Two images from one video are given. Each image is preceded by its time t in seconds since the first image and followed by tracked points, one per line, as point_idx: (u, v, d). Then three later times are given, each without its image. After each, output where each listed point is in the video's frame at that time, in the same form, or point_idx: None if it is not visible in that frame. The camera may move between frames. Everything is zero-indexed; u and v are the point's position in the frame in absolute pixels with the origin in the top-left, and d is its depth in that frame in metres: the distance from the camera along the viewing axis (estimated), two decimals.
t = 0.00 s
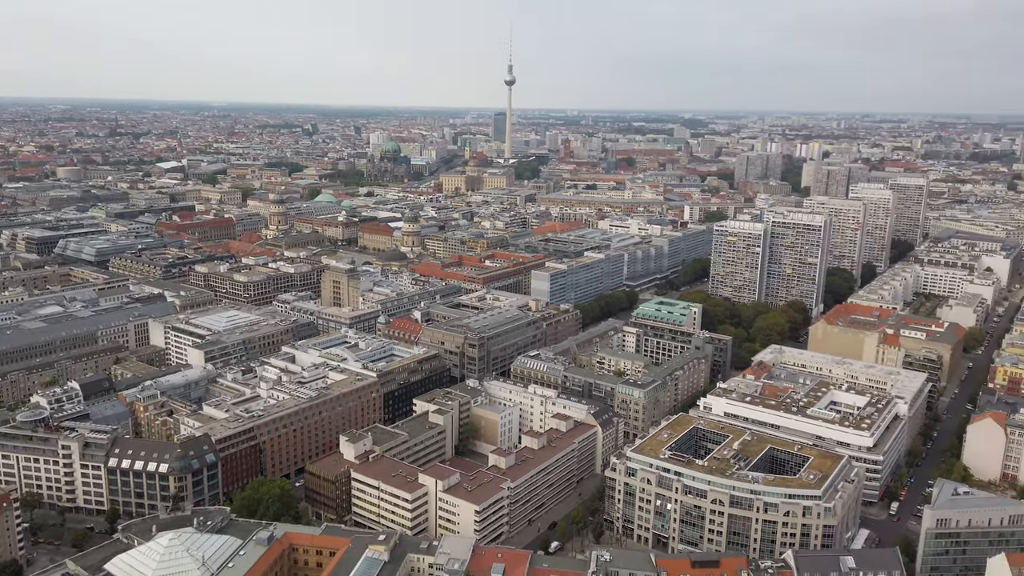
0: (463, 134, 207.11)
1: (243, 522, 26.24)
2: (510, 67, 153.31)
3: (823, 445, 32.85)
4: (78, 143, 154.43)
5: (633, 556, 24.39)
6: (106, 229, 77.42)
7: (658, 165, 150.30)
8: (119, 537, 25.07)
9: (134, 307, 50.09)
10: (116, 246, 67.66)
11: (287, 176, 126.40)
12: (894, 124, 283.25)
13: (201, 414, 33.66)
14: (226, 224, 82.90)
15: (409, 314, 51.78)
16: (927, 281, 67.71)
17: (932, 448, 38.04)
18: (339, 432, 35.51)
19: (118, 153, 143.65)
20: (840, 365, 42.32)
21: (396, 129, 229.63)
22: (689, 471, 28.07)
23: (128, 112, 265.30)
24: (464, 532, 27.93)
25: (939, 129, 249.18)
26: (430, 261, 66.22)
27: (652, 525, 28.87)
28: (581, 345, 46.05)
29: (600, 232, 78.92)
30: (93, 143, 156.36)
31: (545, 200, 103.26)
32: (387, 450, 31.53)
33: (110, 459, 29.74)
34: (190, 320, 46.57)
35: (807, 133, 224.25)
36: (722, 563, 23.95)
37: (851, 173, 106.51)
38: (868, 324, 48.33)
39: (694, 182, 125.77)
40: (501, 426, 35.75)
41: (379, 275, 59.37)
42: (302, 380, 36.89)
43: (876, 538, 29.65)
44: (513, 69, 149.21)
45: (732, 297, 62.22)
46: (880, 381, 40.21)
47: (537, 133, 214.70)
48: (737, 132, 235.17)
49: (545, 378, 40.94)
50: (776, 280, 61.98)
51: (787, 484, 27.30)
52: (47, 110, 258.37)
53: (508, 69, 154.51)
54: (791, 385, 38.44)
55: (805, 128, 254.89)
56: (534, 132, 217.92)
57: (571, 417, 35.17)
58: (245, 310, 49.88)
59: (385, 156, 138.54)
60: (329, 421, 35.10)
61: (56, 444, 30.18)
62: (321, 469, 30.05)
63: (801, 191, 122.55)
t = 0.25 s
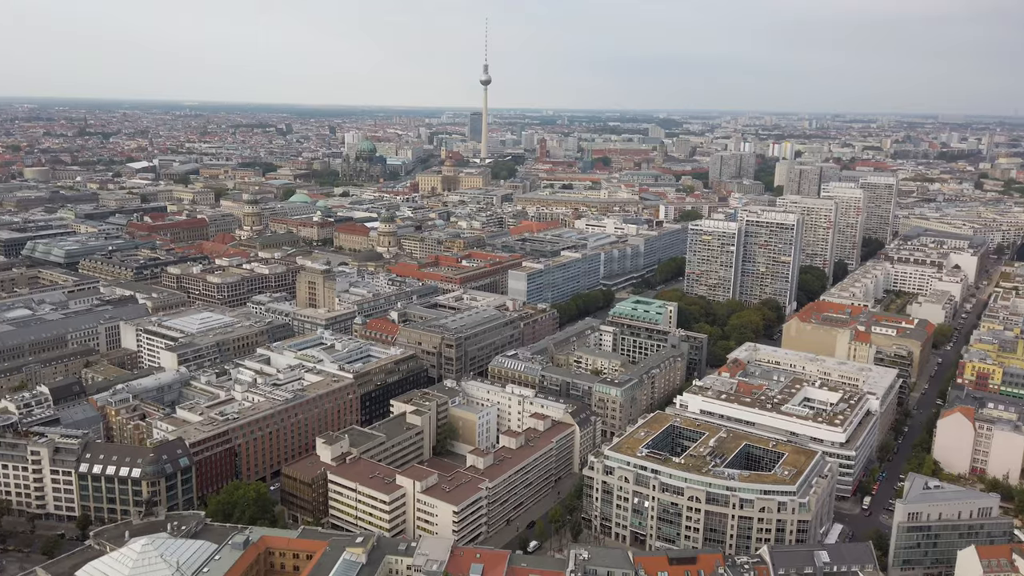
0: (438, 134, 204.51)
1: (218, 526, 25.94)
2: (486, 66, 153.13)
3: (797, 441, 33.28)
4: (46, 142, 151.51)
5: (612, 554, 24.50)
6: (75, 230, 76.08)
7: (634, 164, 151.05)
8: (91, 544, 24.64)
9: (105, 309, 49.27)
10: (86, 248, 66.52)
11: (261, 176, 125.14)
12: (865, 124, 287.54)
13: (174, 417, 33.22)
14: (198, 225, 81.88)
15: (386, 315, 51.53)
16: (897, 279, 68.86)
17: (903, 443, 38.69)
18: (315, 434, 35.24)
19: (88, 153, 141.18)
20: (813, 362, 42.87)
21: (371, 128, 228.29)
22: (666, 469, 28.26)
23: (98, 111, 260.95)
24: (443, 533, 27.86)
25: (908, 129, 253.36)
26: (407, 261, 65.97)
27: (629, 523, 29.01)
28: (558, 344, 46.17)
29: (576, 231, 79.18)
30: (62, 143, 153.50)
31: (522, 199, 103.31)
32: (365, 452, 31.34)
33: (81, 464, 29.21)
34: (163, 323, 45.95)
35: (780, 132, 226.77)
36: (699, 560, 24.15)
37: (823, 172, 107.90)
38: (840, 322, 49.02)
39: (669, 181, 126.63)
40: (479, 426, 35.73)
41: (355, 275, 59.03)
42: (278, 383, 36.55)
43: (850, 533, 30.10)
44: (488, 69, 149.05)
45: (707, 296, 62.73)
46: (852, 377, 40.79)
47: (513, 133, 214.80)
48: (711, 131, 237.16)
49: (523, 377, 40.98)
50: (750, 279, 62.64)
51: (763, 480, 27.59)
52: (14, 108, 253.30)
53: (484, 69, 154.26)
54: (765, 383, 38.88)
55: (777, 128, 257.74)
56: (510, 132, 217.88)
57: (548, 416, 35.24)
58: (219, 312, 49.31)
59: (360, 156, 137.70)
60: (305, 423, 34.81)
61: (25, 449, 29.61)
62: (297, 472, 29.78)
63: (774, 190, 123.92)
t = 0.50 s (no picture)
0: (414, 134, 201.59)
1: (194, 531, 25.64)
2: (463, 65, 152.78)
3: (773, 438, 33.64)
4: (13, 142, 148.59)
5: (591, 552, 24.60)
6: (45, 231, 74.72)
7: (611, 164, 151.70)
8: (63, 550, 24.26)
9: (76, 312, 48.46)
10: (56, 250, 65.37)
11: (236, 176, 123.83)
12: (837, 123, 291.36)
13: (149, 421, 32.75)
14: (172, 226, 80.87)
15: (363, 316, 51.26)
16: (870, 277, 69.89)
17: (877, 439, 39.27)
18: (293, 437, 34.97)
19: (57, 153, 138.71)
20: (788, 360, 43.34)
21: (347, 128, 226.81)
22: (645, 467, 28.42)
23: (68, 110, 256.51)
24: (422, 534, 27.78)
25: (879, 129, 257.18)
26: (384, 262, 65.67)
27: (608, 521, 29.12)
28: (536, 343, 46.22)
29: (554, 230, 79.37)
30: (30, 143, 150.61)
31: (499, 199, 103.31)
32: (343, 453, 31.13)
33: (53, 470, 28.70)
34: (135, 325, 45.31)
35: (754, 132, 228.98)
36: (678, 557, 24.34)
37: (796, 172, 109.18)
38: (814, 319, 49.63)
39: (645, 181, 127.38)
40: (458, 427, 35.69)
41: (332, 276, 58.67)
42: (254, 385, 36.18)
43: (825, 528, 30.50)
44: (464, 68, 148.77)
45: (684, 294, 63.15)
46: (827, 374, 41.30)
47: (490, 132, 214.69)
48: (687, 132, 238.75)
49: (501, 377, 40.96)
50: (726, 277, 63.24)
51: (740, 476, 27.86)
52: None
53: (460, 68, 153.88)
54: (741, 380, 39.25)
55: (752, 128, 260.41)
56: (487, 132, 217.66)
57: (527, 416, 35.24)
58: (194, 314, 48.73)
59: (336, 156, 136.81)
60: (282, 425, 34.52)
61: None
62: (274, 474, 29.50)
63: (749, 189, 125.19)
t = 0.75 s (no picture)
0: (396, 134, 200.33)
1: (176, 534, 25.39)
2: (445, 64, 152.36)
3: (756, 436, 33.90)
4: None
5: (576, 551, 24.64)
6: (21, 232, 73.61)
7: (593, 164, 152.08)
8: (42, 556, 23.93)
9: (53, 314, 47.75)
10: (32, 251, 64.42)
11: (216, 176, 122.74)
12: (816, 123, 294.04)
13: (128, 424, 32.37)
14: (151, 226, 79.99)
15: (346, 316, 51.00)
16: (849, 275, 70.62)
17: (857, 435, 39.68)
18: (275, 438, 34.73)
19: (33, 153, 136.71)
20: (770, 357, 43.69)
21: (328, 128, 225.52)
22: (629, 465, 28.51)
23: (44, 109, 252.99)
24: (406, 535, 27.68)
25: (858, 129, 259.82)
26: (366, 262, 65.38)
27: (592, 520, 29.19)
28: (520, 343, 46.23)
29: (537, 230, 79.43)
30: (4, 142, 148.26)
31: (482, 198, 103.22)
32: (326, 455, 30.94)
33: (30, 474, 28.28)
34: (114, 327, 44.78)
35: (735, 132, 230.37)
36: (662, 555, 24.46)
37: (776, 171, 110.10)
38: (795, 317, 50.06)
39: (628, 181, 127.80)
40: (442, 428, 35.62)
41: (314, 276, 58.33)
42: (236, 387, 35.86)
43: (807, 524, 30.78)
44: (447, 68, 148.42)
45: (666, 293, 63.43)
46: (808, 371, 41.67)
47: (472, 132, 214.31)
48: (668, 131, 239.85)
49: (485, 377, 40.92)
50: (708, 276, 63.64)
51: (723, 474, 28.04)
52: None
53: (442, 68, 153.47)
54: (724, 378, 39.50)
55: (733, 127, 262.18)
56: (469, 131, 217.33)
57: (511, 415, 35.24)
58: (174, 315, 48.23)
59: (318, 156, 135.97)
60: (265, 427, 34.26)
61: None
62: (257, 477, 29.26)
63: (730, 188, 126.00)
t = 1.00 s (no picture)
0: (380, 134, 198.99)
1: (158, 538, 25.14)
2: (428, 64, 152.05)
3: (739, 433, 34.09)
4: None
5: (561, 550, 24.68)
6: None
7: (577, 163, 152.41)
8: (21, 561, 23.61)
9: (32, 316, 47.09)
10: (10, 253, 63.54)
11: (198, 176, 121.71)
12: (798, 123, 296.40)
13: (109, 427, 32.02)
14: (132, 227, 79.18)
15: (330, 317, 50.76)
16: (830, 274, 71.26)
17: (839, 432, 40.05)
18: (259, 441, 34.49)
19: (10, 154, 134.88)
20: (753, 356, 43.97)
21: (311, 128, 224.28)
22: (614, 464, 28.58)
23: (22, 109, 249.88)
24: (391, 536, 27.60)
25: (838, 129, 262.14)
26: (350, 262, 65.10)
27: (578, 519, 29.24)
28: (505, 343, 46.22)
29: (522, 230, 79.44)
30: None
31: (466, 198, 103.10)
32: (311, 457, 30.75)
33: (9, 479, 27.89)
34: (94, 329, 44.26)
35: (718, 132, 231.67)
36: (647, 553, 24.56)
37: (759, 171, 110.87)
38: (777, 316, 50.44)
39: (612, 180, 128.17)
40: (427, 428, 35.56)
41: (297, 277, 58.01)
42: (219, 389, 35.59)
43: (790, 521, 31.03)
44: (430, 67, 148.10)
45: (650, 292, 63.66)
46: (790, 369, 41.99)
47: (456, 132, 213.95)
48: (652, 131, 240.73)
49: (470, 377, 40.87)
50: (691, 275, 63.97)
51: (707, 472, 28.19)
52: None
53: (426, 67, 153.03)
54: (707, 377, 39.71)
55: (716, 127, 263.70)
56: (453, 131, 216.95)
57: (497, 416, 35.21)
58: (155, 317, 47.74)
59: (301, 156, 135.18)
60: (248, 429, 34.02)
61: None
62: (240, 479, 29.04)
63: (713, 188, 126.71)
